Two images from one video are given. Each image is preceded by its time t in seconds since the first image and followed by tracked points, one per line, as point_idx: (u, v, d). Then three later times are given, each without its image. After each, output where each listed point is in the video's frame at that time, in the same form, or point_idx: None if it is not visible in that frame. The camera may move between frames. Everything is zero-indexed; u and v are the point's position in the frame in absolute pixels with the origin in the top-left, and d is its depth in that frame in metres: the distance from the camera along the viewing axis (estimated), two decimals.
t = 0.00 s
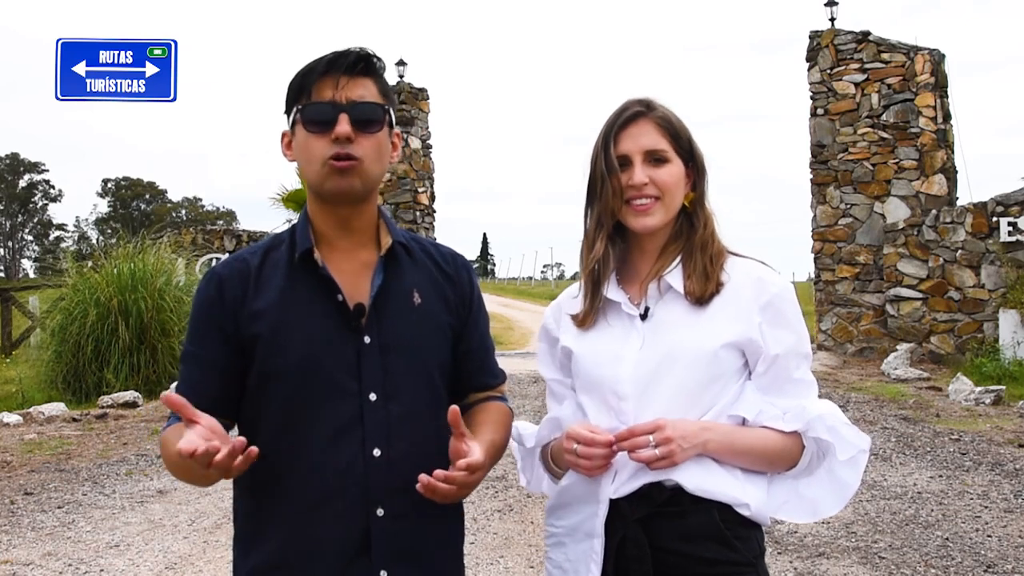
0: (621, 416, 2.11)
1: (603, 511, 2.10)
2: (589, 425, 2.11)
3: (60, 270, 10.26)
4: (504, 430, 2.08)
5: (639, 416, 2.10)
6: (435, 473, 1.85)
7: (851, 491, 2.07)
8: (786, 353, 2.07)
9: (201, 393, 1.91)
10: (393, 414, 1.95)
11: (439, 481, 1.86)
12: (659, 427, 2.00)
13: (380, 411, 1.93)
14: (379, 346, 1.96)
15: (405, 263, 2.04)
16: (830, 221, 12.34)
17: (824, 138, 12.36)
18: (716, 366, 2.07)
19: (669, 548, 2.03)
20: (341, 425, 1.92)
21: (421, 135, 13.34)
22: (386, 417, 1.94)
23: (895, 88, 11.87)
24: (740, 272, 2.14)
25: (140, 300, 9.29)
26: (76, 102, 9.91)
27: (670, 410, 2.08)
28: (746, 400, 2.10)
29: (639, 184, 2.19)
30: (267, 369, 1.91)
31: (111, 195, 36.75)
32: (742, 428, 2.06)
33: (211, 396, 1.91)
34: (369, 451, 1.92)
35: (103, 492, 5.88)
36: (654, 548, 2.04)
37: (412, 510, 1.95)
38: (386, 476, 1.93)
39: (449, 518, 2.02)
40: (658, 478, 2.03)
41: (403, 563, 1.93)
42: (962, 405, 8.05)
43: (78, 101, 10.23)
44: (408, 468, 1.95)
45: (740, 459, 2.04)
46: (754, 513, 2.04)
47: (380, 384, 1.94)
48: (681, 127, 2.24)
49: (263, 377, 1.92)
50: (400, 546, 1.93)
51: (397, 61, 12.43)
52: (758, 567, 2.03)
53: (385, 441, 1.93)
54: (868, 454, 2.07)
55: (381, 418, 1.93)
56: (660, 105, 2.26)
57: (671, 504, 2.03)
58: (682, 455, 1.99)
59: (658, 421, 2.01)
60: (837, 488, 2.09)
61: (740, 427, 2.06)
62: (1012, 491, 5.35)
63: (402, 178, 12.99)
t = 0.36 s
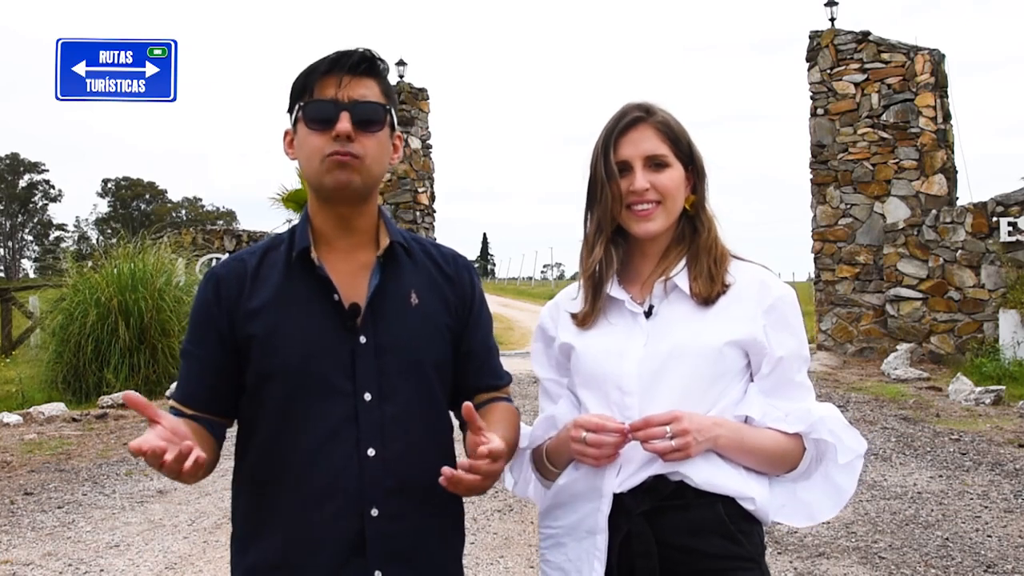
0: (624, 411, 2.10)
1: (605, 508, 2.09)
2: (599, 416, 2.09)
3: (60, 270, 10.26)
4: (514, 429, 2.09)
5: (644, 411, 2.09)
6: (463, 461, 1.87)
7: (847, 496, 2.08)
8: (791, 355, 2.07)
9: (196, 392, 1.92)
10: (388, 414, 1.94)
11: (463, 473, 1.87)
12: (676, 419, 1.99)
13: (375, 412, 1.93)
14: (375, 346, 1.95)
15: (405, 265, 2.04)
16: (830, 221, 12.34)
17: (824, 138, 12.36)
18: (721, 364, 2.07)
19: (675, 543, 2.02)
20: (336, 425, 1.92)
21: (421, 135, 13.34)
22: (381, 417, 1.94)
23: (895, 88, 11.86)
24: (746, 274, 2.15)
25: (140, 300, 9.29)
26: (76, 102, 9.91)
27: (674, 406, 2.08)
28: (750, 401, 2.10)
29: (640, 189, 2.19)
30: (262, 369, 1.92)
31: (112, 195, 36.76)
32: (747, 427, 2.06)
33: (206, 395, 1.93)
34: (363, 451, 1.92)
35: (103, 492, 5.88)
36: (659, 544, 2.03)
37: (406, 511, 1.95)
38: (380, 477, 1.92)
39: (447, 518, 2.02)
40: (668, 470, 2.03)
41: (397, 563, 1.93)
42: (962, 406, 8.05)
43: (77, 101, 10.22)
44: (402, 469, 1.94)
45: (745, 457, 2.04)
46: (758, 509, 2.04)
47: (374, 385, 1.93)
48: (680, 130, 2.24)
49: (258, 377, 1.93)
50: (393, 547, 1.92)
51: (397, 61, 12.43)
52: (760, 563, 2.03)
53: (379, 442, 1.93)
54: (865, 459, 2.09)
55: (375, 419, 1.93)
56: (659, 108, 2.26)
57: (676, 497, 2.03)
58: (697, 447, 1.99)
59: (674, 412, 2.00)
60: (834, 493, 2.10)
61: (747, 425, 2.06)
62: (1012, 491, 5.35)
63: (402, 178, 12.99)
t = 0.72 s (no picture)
0: (623, 418, 2.12)
1: (604, 513, 2.11)
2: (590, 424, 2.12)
3: (60, 270, 10.26)
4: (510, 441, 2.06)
5: (641, 418, 2.10)
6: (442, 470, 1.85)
7: (854, 490, 2.06)
8: (788, 355, 2.06)
9: (195, 393, 1.92)
10: (386, 416, 1.94)
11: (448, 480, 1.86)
12: (660, 433, 2.00)
13: (373, 413, 1.93)
14: (374, 348, 1.95)
15: (404, 267, 2.03)
16: (830, 221, 12.34)
17: (824, 138, 12.36)
18: (717, 368, 2.07)
19: (669, 547, 2.03)
20: (334, 426, 1.92)
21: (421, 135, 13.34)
22: (379, 418, 1.94)
23: (895, 88, 11.86)
24: (742, 271, 2.14)
25: (140, 300, 9.30)
26: (76, 102, 9.92)
27: (670, 413, 2.08)
28: (748, 401, 2.09)
29: (639, 187, 2.19)
30: (261, 370, 1.92)
31: (111, 195, 36.75)
32: (744, 430, 2.05)
33: (204, 394, 1.92)
34: (361, 452, 1.92)
35: (103, 492, 5.88)
36: (654, 547, 2.04)
37: (405, 512, 1.95)
38: (378, 479, 1.92)
39: (446, 521, 2.02)
40: (662, 481, 2.03)
41: (395, 563, 1.93)
42: (962, 406, 8.05)
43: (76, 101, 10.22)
44: (400, 470, 1.94)
45: (741, 461, 2.04)
46: (753, 515, 2.04)
47: (372, 386, 1.94)
48: (680, 129, 2.24)
49: (257, 378, 1.93)
50: (391, 548, 1.92)
51: (396, 61, 12.43)
52: (757, 566, 2.03)
53: (377, 443, 1.93)
54: (871, 454, 2.07)
55: (373, 419, 1.93)
56: (660, 108, 2.26)
57: (672, 503, 2.03)
58: (683, 460, 1.99)
59: (659, 426, 2.01)
60: (840, 489, 2.08)
61: (742, 428, 2.06)
62: (1012, 491, 5.35)
63: (402, 178, 13.00)
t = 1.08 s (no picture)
0: (610, 419, 2.14)
1: (595, 512, 2.15)
2: (574, 422, 2.16)
3: (60, 270, 10.26)
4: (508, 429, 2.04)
5: (625, 420, 2.12)
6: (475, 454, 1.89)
7: (852, 493, 2.05)
8: (774, 356, 2.04)
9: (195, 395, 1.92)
10: (387, 418, 1.95)
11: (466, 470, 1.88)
12: (626, 438, 2.02)
13: (374, 414, 1.93)
14: (374, 350, 1.95)
15: (405, 268, 2.03)
16: (830, 221, 12.34)
17: (824, 138, 12.36)
18: (700, 372, 2.06)
19: (657, 549, 2.03)
20: (336, 429, 1.92)
21: (421, 135, 13.34)
22: (381, 420, 1.94)
23: (895, 88, 11.86)
24: (732, 271, 2.13)
25: (140, 300, 9.30)
26: (76, 102, 9.93)
27: (657, 415, 2.09)
28: (735, 403, 2.08)
29: (646, 188, 2.19)
30: (260, 371, 1.92)
31: (111, 195, 36.75)
32: (725, 433, 2.04)
33: (203, 395, 1.92)
34: (363, 455, 1.92)
35: (103, 492, 5.88)
36: (643, 549, 2.05)
37: (406, 514, 1.95)
38: (381, 481, 1.92)
39: (448, 522, 2.02)
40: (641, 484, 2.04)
41: (397, 565, 1.92)
42: (962, 406, 8.05)
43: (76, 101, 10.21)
44: (401, 472, 1.94)
45: (724, 464, 2.03)
46: (741, 518, 2.03)
47: (373, 388, 1.94)
48: (689, 131, 2.24)
49: (257, 379, 1.93)
50: (393, 550, 1.92)
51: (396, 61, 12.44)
52: (749, 568, 2.02)
53: (379, 446, 1.93)
54: (869, 456, 2.06)
55: (375, 422, 1.93)
56: (669, 110, 2.26)
57: (659, 507, 2.04)
58: (652, 464, 2.00)
59: (626, 431, 2.03)
60: (839, 490, 2.07)
61: (725, 432, 2.05)
62: (1012, 491, 5.35)
63: (402, 178, 13.00)
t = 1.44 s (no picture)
0: (612, 419, 2.14)
1: (596, 510, 2.15)
2: (576, 426, 2.17)
3: (60, 271, 10.26)
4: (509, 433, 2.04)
5: (628, 420, 2.11)
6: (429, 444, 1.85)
7: (851, 494, 2.05)
8: (777, 357, 2.04)
9: (199, 394, 1.92)
10: (390, 418, 1.94)
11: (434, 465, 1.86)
12: (632, 437, 2.02)
13: (378, 415, 1.93)
14: (377, 350, 1.95)
15: (407, 269, 2.04)
16: (830, 221, 12.34)
17: (824, 138, 12.36)
18: (703, 373, 2.06)
19: (657, 549, 2.03)
20: (338, 429, 1.92)
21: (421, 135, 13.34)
22: (383, 421, 1.94)
23: (895, 88, 11.87)
24: (735, 273, 2.13)
25: (140, 299, 9.30)
26: (75, 102, 9.93)
27: (659, 415, 2.09)
28: (737, 404, 2.08)
29: (647, 190, 2.19)
30: (264, 370, 1.92)
31: (111, 195, 36.75)
32: (727, 434, 2.04)
33: (207, 396, 1.92)
34: (366, 456, 1.92)
35: (103, 492, 5.88)
36: (643, 548, 2.05)
37: (407, 515, 1.95)
38: (383, 481, 1.92)
39: (449, 522, 2.01)
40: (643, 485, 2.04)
41: (398, 565, 1.92)
42: (962, 406, 8.05)
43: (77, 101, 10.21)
44: (403, 473, 1.94)
45: (726, 465, 2.03)
46: (740, 518, 2.03)
47: (376, 388, 1.94)
48: (690, 134, 2.24)
49: (260, 379, 1.93)
50: (394, 550, 1.92)
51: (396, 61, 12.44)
52: (748, 567, 2.02)
53: (381, 446, 1.93)
54: (868, 458, 2.05)
55: (377, 422, 1.93)
56: (671, 112, 2.26)
57: (660, 506, 2.04)
58: (657, 464, 1.99)
59: (632, 431, 2.02)
60: (837, 491, 2.07)
61: (728, 432, 2.05)
62: (1012, 491, 5.35)
63: (402, 178, 13.00)
